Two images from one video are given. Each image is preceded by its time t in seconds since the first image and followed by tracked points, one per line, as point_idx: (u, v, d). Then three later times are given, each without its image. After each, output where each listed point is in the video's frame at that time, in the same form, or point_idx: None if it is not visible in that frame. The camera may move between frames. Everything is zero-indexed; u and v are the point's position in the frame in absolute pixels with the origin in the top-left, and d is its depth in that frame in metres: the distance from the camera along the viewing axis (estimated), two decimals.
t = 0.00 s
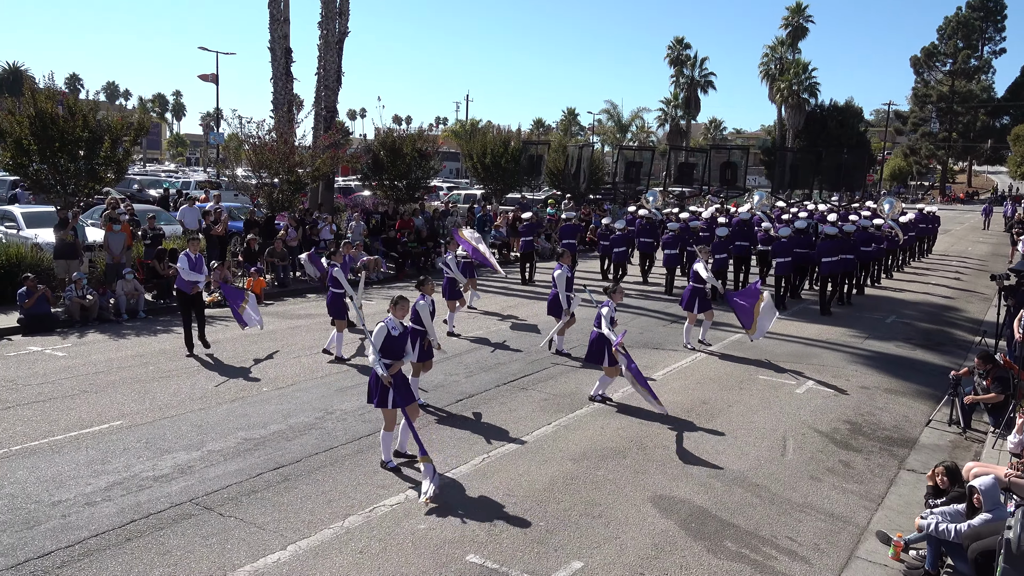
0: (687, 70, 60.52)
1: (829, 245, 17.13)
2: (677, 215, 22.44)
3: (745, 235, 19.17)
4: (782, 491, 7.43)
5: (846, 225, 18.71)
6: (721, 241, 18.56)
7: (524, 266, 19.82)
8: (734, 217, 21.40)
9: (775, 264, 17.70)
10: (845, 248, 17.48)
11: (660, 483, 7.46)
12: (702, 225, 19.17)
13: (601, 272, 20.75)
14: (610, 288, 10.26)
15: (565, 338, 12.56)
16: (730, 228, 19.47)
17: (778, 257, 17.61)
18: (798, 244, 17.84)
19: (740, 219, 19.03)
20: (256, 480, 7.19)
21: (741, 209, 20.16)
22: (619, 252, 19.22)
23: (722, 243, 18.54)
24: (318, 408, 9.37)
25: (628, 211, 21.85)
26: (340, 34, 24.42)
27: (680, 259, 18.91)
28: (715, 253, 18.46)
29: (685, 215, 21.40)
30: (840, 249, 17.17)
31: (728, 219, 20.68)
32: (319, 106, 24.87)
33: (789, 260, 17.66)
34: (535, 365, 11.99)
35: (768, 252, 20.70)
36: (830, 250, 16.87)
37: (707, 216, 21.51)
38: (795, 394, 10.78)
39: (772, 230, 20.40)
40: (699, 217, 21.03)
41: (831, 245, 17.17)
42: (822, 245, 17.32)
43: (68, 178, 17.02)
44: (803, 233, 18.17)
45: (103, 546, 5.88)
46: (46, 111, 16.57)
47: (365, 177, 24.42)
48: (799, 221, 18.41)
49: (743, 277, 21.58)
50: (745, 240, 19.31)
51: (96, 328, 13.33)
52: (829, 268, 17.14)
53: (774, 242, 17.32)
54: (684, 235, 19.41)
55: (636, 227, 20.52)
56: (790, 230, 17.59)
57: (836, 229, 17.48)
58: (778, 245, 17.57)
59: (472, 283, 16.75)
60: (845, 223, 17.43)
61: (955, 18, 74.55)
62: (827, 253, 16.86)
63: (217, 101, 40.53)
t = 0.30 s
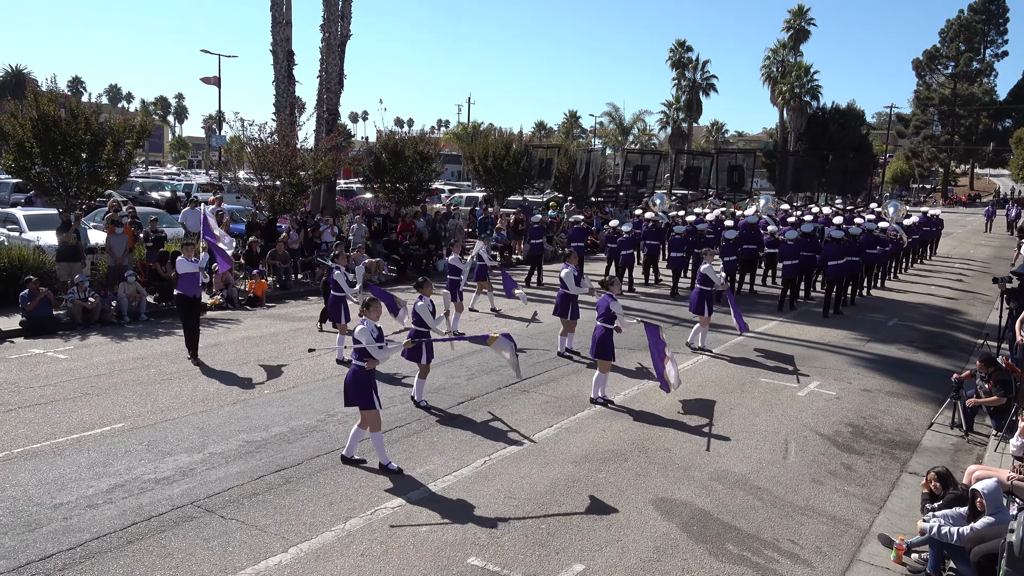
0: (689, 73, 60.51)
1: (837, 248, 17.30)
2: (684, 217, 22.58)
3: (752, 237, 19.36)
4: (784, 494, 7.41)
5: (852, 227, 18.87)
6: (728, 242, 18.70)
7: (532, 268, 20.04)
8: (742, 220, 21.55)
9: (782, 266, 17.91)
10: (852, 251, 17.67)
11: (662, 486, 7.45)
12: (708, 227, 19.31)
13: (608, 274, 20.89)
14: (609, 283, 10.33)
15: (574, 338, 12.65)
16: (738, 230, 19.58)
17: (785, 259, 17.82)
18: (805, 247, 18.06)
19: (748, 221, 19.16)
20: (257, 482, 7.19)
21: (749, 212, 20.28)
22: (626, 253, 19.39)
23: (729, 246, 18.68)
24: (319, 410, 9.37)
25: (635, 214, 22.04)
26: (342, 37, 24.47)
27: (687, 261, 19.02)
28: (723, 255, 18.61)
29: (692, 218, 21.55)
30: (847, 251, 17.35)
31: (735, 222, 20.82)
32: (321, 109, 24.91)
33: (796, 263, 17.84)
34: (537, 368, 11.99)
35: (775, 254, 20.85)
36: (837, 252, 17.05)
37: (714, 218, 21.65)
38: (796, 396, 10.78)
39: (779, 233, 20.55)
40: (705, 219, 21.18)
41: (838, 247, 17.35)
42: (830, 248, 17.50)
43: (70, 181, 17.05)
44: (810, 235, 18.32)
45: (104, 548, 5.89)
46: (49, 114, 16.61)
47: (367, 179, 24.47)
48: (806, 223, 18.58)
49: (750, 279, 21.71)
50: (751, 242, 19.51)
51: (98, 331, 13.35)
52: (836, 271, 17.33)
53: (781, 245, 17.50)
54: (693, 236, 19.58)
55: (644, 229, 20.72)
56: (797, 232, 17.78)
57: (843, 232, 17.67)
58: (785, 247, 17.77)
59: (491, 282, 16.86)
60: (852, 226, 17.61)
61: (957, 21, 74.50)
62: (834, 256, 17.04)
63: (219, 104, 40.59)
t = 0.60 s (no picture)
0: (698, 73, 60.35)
1: (851, 247, 17.65)
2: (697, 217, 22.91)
3: (766, 237, 19.53)
4: (793, 495, 7.39)
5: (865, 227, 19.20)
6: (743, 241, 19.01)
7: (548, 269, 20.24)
8: (754, 219, 21.87)
9: (796, 265, 18.22)
10: (866, 249, 17.97)
11: (670, 487, 7.44)
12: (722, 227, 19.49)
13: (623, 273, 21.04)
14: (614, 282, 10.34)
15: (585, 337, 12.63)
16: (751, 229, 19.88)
17: (799, 258, 18.12)
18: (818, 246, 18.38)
19: (761, 220, 19.47)
20: (266, 482, 7.21)
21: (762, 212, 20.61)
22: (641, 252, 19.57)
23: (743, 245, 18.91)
24: (328, 410, 9.39)
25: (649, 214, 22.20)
26: (351, 38, 24.52)
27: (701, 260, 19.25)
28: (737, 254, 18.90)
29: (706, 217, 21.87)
30: (861, 250, 17.68)
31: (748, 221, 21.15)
32: (329, 110, 24.98)
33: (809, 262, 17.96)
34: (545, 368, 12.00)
35: (788, 253, 21.13)
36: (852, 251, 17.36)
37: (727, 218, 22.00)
38: (806, 397, 10.74)
39: (792, 233, 20.84)
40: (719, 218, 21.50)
41: (852, 246, 17.67)
42: (844, 247, 17.83)
43: (81, 182, 17.16)
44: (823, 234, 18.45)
45: (115, 547, 5.92)
46: (59, 115, 16.71)
47: (376, 180, 24.55)
48: (819, 223, 18.89)
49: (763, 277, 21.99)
50: (765, 242, 19.67)
51: (108, 331, 13.43)
52: (850, 269, 17.64)
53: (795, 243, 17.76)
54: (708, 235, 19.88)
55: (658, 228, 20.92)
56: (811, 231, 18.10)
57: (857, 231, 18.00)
58: (799, 246, 18.08)
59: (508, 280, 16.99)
60: (865, 225, 17.93)
61: (967, 20, 73.99)
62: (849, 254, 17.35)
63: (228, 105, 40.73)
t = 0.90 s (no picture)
0: (700, 74, 60.27)
1: (857, 247, 18.02)
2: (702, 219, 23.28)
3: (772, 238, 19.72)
4: (796, 497, 7.38)
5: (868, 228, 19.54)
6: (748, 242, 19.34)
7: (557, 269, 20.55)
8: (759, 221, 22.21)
9: (802, 264, 18.56)
10: (871, 249, 18.31)
11: (673, 488, 7.43)
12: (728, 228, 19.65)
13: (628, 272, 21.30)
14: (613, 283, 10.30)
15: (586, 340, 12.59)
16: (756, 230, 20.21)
17: (804, 258, 18.45)
18: (823, 246, 18.73)
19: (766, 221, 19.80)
20: (270, 484, 7.22)
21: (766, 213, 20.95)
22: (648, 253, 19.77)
23: (749, 245, 19.11)
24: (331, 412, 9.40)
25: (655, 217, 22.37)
26: (353, 40, 24.57)
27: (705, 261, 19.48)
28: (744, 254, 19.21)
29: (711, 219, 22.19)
30: (867, 249, 18.03)
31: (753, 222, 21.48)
32: (332, 112, 25.04)
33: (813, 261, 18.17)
34: (547, 369, 11.99)
35: (792, 254, 21.41)
36: (857, 251, 17.72)
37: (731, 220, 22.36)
38: (809, 398, 10.73)
39: (797, 234, 21.13)
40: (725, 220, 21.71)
41: (858, 246, 18.03)
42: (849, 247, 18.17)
43: (84, 185, 17.20)
44: (828, 235, 18.61)
45: (118, 549, 5.93)
46: (63, 118, 16.76)
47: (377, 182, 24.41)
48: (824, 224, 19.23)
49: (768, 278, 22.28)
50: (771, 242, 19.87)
51: (111, 334, 13.44)
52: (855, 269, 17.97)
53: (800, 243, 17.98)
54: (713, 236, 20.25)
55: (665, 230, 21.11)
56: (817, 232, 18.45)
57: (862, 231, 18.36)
58: (805, 246, 18.41)
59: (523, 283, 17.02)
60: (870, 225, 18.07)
61: (969, 20, 73.89)
62: (854, 254, 17.71)
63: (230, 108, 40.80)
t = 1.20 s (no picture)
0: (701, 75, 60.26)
1: (860, 247, 18.24)
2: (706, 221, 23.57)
3: (776, 237, 19.85)
4: (796, 498, 7.37)
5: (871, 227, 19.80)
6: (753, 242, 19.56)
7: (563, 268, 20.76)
8: (764, 221, 22.47)
9: (806, 264, 18.77)
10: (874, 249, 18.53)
11: (674, 489, 7.43)
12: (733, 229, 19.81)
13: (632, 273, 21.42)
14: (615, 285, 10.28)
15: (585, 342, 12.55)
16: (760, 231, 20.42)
17: (808, 258, 18.65)
18: (826, 246, 18.94)
19: (770, 221, 20.02)
20: (271, 487, 7.22)
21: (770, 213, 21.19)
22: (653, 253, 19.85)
23: (754, 246, 19.24)
24: (332, 414, 9.41)
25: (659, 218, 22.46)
26: (354, 42, 24.59)
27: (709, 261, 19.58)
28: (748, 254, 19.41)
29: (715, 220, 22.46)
30: (870, 249, 18.19)
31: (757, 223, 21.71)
32: (332, 115, 25.07)
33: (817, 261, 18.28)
34: (548, 370, 11.98)
35: (797, 253, 21.61)
36: (861, 251, 17.93)
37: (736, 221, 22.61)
38: (810, 399, 10.73)
39: (802, 234, 21.35)
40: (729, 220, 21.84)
41: (861, 246, 18.24)
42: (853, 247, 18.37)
43: (85, 188, 17.20)
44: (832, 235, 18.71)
45: (119, 552, 5.93)
46: (63, 121, 16.77)
47: (378, 184, 24.52)
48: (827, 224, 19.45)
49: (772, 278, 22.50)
50: (775, 242, 19.99)
51: (112, 336, 13.44)
52: (859, 269, 18.18)
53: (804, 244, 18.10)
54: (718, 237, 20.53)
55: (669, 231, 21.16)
56: (821, 232, 18.66)
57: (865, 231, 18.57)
58: (808, 246, 18.61)
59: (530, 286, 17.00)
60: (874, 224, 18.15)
61: (970, 20, 73.85)
62: (858, 253, 17.91)
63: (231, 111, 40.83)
